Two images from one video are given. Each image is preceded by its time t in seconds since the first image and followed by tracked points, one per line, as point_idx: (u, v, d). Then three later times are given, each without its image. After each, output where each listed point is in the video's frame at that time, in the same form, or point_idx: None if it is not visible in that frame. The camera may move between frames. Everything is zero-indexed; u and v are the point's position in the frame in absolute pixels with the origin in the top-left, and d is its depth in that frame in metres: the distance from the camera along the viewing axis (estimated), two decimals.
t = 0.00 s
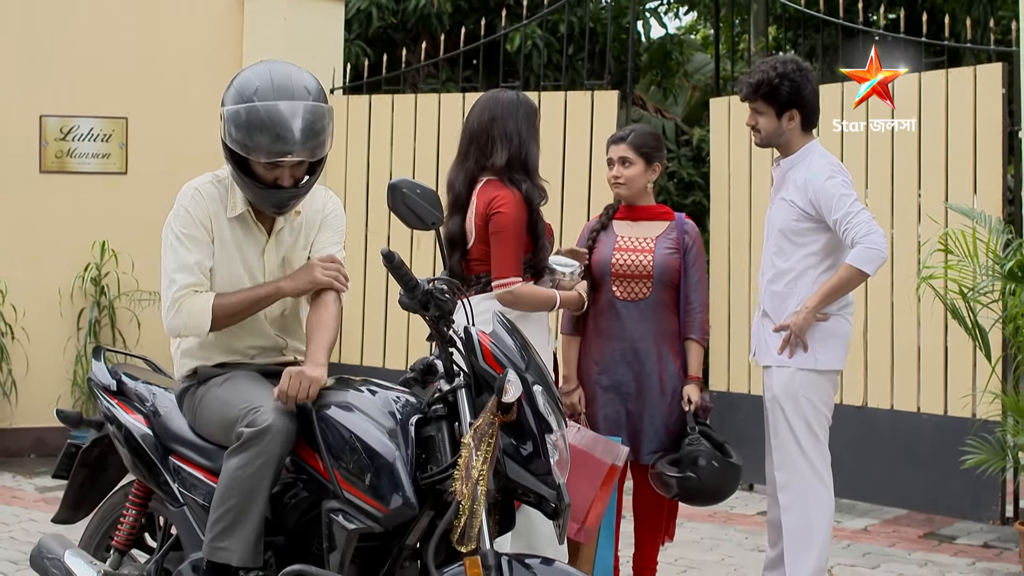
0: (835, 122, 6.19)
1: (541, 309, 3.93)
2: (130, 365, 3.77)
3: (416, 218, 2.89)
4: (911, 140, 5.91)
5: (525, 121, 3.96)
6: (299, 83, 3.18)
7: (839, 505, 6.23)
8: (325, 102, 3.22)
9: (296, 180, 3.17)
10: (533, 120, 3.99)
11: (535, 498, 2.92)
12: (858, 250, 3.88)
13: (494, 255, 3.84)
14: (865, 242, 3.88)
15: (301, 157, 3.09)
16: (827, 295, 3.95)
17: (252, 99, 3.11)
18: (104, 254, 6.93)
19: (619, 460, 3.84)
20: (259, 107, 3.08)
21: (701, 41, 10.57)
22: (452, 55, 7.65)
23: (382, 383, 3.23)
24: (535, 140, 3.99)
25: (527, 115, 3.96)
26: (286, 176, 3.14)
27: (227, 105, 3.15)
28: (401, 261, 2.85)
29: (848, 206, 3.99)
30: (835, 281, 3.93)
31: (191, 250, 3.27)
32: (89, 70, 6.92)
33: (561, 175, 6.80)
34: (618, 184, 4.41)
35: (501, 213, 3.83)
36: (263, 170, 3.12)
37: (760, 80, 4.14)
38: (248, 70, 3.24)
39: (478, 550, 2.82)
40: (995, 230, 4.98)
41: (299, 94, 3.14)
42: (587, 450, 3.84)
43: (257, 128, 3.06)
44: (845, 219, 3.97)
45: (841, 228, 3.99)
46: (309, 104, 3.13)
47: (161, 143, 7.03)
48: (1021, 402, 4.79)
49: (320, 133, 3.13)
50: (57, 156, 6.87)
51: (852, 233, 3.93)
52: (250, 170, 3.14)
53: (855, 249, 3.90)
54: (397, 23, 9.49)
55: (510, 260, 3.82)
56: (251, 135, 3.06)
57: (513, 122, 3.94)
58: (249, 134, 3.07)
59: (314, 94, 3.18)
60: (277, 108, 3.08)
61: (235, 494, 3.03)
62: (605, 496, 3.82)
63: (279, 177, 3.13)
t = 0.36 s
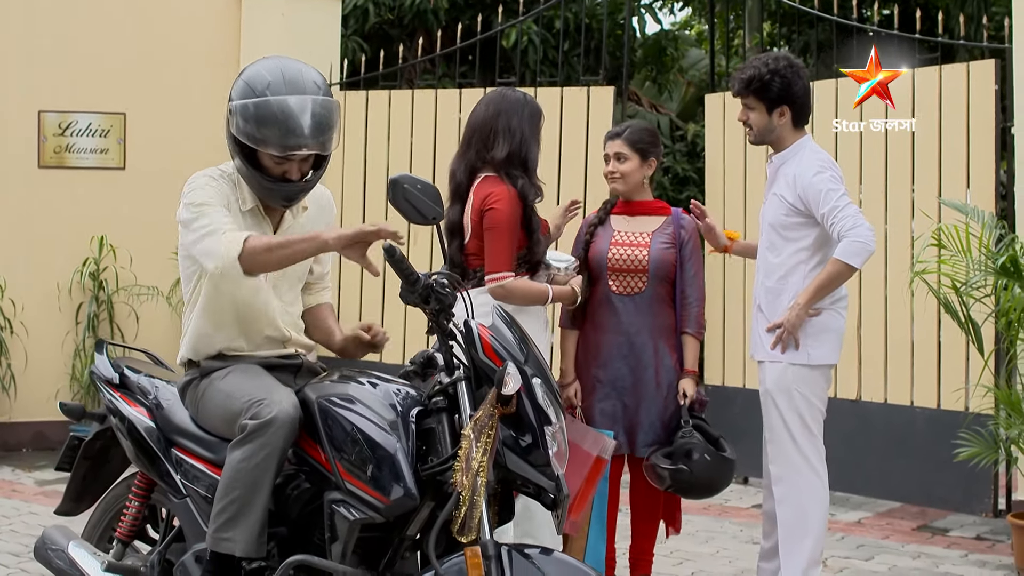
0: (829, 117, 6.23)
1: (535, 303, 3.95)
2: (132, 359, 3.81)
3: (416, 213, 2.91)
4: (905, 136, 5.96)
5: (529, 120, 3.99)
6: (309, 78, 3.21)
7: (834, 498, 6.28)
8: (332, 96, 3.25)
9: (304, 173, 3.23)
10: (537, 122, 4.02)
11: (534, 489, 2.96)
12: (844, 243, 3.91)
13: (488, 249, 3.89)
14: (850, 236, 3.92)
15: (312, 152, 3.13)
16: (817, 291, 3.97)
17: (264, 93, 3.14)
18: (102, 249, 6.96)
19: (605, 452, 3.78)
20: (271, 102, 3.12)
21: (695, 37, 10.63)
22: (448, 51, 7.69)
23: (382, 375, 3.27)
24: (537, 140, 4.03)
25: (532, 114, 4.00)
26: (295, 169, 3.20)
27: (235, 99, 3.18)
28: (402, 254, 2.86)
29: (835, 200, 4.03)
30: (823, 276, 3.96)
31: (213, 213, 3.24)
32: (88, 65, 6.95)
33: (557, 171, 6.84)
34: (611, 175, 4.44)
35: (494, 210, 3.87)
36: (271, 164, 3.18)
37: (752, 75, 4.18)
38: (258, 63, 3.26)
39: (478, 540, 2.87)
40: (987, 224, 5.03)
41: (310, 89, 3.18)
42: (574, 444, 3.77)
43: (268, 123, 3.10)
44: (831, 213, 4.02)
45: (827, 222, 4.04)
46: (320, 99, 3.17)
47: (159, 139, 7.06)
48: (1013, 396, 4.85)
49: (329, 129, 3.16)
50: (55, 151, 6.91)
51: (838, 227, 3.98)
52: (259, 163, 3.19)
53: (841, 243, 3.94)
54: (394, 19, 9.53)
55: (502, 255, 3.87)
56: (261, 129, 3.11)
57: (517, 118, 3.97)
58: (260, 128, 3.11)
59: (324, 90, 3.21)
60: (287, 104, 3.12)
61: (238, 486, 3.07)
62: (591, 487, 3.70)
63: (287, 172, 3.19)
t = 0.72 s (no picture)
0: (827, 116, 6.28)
1: (524, 300, 3.98)
2: (137, 357, 3.84)
3: (418, 212, 2.94)
4: (902, 136, 6.00)
5: (530, 122, 4.03)
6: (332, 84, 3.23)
7: (831, 495, 6.32)
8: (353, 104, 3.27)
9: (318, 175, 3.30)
10: (539, 126, 4.05)
11: (535, 485, 3.00)
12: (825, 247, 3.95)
13: (479, 246, 3.95)
14: (833, 239, 3.95)
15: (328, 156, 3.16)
16: (801, 292, 4.00)
17: (287, 95, 3.16)
18: (103, 248, 7.00)
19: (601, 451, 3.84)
20: (293, 104, 3.14)
21: (693, 36, 10.67)
22: (447, 50, 7.73)
23: (386, 372, 3.30)
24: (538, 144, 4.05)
25: (534, 117, 4.03)
26: (309, 172, 3.27)
27: (257, 99, 3.21)
28: (405, 254, 2.91)
29: (822, 201, 4.06)
30: (807, 279, 4.00)
31: (248, 200, 3.17)
32: (89, 65, 6.98)
33: (556, 170, 6.88)
34: (598, 173, 4.49)
35: (485, 208, 3.92)
36: (288, 166, 3.24)
37: (750, 73, 4.22)
38: (286, 63, 3.29)
39: (480, 534, 2.90)
40: (983, 223, 5.07)
41: (335, 95, 3.19)
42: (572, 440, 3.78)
43: (284, 124, 3.13)
44: (818, 215, 4.05)
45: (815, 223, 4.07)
46: (342, 105, 3.18)
47: (160, 138, 7.09)
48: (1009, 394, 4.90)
49: (348, 136, 3.19)
50: (56, 150, 6.94)
51: (823, 229, 4.02)
52: (277, 164, 3.26)
53: (823, 246, 3.98)
54: (393, 19, 9.56)
55: (492, 251, 3.93)
56: (281, 129, 3.14)
57: (517, 120, 4.01)
58: (281, 129, 3.14)
59: (347, 96, 3.23)
60: (307, 107, 3.13)
61: (244, 482, 3.11)
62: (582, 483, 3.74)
63: (302, 173, 3.26)
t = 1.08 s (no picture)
0: (824, 116, 6.32)
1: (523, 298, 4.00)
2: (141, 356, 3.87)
3: (421, 211, 2.96)
4: (899, 137, 6.04)
5: (518, 123, 4.06)
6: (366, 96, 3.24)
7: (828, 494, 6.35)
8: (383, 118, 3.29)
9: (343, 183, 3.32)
10: (527, 123, 4.08)
11: (536, 482, 3.03)
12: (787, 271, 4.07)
13: (477, 244, 3.99)
14: (794, 262, 4.09)
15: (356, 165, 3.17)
16: (771, 319, 4.02)
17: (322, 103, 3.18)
18: (103, 248, 7.03)
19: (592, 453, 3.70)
20: (326, 113, 3.15)
21: (690, 37, 10.71)
22: (447, 51, 7.76)
23: (389, 372, 3.33)
24: (530, 144, 4.09)
25: (522, 116, 4.07)
26: (333, 179, 3.29)
27: (291, 103, 3.22)
28: (408, 254, 2.91)
29: (803, 216, 4.12)
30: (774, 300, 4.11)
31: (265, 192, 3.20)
32: (89, 65, 7.01)
33: (555, 171, 6.91)
34: (642, 175, 4.47)
35: (483, 205, 3.96)
36: (315, 172, 3.26)
37: (751, 74, 4.25)
38: (322, 71, 3.31)
39: (482, 531, 2.91)
40: (979, 223, 5.10)
41: (368, 106, 3.21)
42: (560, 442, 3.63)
43: (317, 132, 3.14)
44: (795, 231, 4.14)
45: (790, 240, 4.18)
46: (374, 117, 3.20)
47: (160, 138, 7.12)
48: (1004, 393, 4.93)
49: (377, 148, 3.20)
50: (57, 150, 6.96)
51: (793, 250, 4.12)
52: (303, 169, 3.27)
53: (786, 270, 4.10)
54: (392, 19, 9.59)
55: (490, 248, 3.96)
56: (313, 135, 3.15)
57: (507, 123, 4.05)
58: (313, 135, 3.15)
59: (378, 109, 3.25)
60: (341, 117, 3.15)
61: (248, 479, 3.13)
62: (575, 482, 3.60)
63: (328, 181, 3.29)
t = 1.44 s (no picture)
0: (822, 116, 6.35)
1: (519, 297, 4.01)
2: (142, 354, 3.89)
3: (424, 211, 2.99)
4: (896, 137, 6.07)
5: (512, 121, 4.09)
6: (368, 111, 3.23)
7: (825, 492, 6.38)
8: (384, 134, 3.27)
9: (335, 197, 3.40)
10: (522, 121, 4.10)
11: (537, 479, 3.06)
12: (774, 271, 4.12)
13: (473, 244, 4.02)
14: (782, 262, 4.13)
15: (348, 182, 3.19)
16: (762, 321, 4.10)
17: (319, 115, 3.19)
18: (103, 247, 7.04)
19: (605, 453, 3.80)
20: (322, 126, 3.16)
21: (688, 37, 10.75)
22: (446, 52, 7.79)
23: (390, 369, 3.36)
24: (525, 143, 4.12)
25: (516, 115, 4.09)
26: (325, 192, 3.36)
27: (291, 110, 3.24)
28: (411, 252, 2.94)
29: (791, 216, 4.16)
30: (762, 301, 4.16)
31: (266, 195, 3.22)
32: (89, 65, 7.03)
33: (553, 171, 6.94)
34: (656, 176, 4.48)
35: (479, 206, 4.00)
36: (306, 182, 3.33)
37: (739, 75, 4.28)
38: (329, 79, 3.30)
39: (483, 528, 2.92)
40: (975, 222, 5.14)
41: (367, 124, 3.20)
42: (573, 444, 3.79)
43: (311, 145, 3.16)
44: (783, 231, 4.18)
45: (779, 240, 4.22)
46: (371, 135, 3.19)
47: (159, 138, 7.14)
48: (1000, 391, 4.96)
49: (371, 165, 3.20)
50: (57, 150, 6.99)
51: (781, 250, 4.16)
52: (296, 178, 3.34)
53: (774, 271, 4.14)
54: (391, 19, 9.62)
55: (487, 248, 4.00)
56: (308, 148, 3.17)
57: (502, 123, 4.08)
58: (308, 148, 3.17)
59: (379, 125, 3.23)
60: (336, 131, 3.16)
61: (251, 476, 3.16)
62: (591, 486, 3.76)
63: (319, 192, 3.36)
